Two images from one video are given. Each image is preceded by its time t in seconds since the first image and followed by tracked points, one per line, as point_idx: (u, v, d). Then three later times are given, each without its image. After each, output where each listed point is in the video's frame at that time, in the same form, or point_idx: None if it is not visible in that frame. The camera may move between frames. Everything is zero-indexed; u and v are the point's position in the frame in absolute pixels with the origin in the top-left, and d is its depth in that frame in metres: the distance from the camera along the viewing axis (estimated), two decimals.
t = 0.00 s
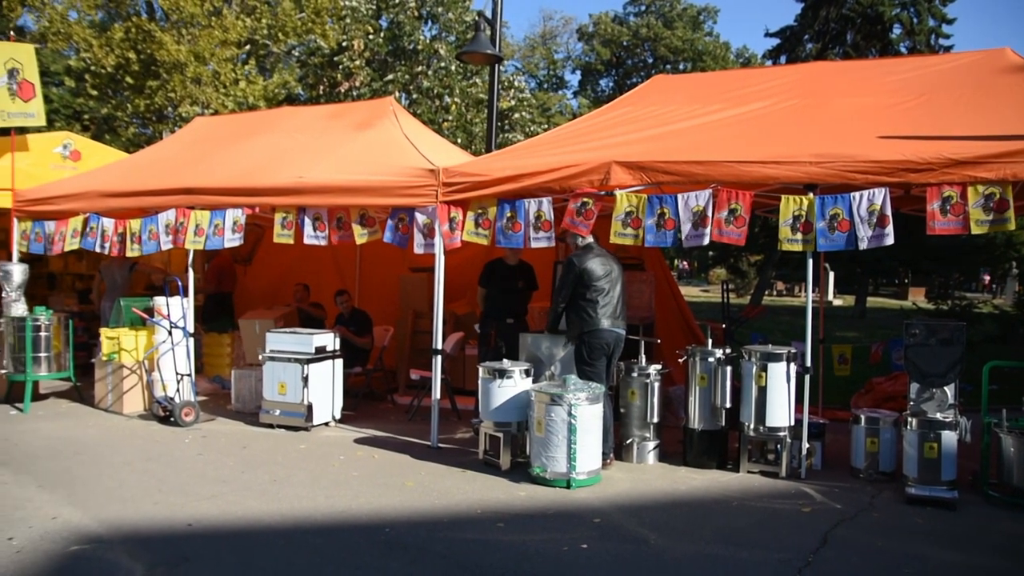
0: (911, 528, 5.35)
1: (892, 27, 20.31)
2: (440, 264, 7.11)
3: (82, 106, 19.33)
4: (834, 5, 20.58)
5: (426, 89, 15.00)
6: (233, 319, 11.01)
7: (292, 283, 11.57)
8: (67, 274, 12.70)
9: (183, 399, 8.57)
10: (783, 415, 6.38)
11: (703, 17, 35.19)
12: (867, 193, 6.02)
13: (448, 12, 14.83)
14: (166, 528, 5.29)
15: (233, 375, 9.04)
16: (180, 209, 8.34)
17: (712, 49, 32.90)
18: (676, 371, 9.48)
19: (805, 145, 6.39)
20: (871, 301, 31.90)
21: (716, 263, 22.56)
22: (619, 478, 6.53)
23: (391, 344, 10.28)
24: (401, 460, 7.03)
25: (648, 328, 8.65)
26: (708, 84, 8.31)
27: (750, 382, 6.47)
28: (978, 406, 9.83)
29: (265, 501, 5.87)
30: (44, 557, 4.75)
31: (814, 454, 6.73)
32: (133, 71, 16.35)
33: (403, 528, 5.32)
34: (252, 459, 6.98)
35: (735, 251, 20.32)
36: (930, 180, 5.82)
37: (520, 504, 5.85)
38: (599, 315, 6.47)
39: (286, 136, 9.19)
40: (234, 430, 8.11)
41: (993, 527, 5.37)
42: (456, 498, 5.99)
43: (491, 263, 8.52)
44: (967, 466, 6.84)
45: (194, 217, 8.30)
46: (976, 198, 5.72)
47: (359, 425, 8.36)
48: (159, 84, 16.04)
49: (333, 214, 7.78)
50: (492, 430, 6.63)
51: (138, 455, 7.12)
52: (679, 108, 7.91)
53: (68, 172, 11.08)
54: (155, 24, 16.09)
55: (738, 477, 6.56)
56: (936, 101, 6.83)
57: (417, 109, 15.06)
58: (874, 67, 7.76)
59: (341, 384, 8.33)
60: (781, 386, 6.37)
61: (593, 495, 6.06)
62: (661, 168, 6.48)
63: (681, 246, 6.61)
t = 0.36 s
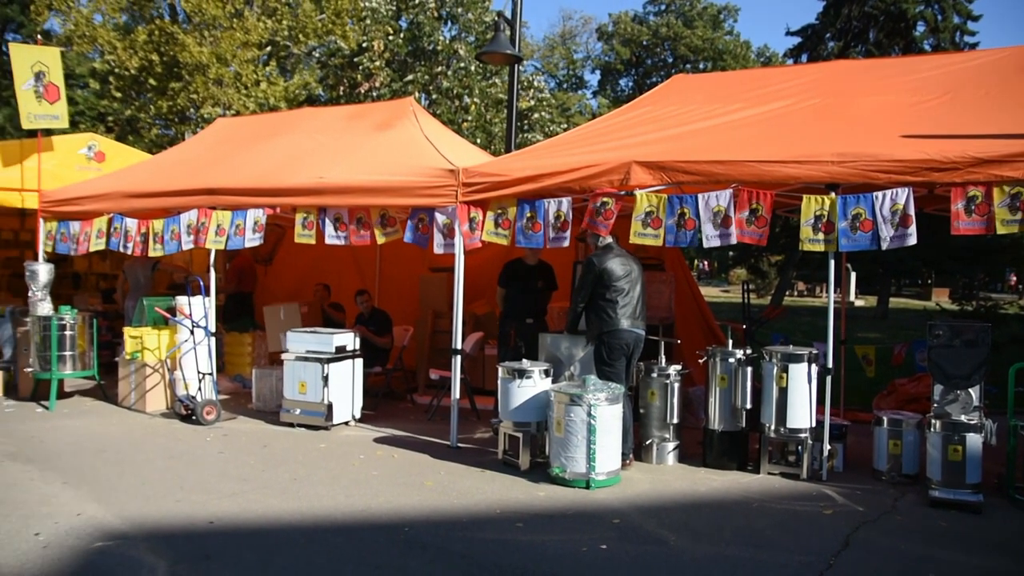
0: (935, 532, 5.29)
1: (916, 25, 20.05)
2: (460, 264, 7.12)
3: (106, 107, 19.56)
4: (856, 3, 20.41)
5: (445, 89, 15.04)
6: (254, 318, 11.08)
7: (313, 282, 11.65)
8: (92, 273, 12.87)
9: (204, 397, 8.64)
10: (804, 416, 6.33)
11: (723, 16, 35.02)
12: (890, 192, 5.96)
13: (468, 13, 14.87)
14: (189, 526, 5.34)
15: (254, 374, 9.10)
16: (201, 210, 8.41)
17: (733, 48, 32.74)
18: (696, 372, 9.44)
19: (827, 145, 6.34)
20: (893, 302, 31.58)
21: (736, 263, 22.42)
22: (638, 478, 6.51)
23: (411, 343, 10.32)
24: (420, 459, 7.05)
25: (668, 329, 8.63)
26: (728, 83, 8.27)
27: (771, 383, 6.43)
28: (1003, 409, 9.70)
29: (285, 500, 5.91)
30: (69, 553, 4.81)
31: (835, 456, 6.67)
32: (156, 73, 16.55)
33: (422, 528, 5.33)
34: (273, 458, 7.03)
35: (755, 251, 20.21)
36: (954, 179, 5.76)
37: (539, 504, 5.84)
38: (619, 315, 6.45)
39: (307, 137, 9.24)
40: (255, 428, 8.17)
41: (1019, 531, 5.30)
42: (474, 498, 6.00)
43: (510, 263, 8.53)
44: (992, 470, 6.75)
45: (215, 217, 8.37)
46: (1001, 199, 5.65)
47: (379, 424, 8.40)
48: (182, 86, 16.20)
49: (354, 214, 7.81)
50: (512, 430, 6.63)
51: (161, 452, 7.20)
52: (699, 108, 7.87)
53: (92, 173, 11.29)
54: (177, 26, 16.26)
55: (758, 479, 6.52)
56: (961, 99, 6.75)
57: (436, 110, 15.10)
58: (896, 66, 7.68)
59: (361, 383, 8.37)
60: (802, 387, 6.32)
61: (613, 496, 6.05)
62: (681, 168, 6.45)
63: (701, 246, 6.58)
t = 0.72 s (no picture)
0: (959, 535, 5.23)
1: (942, 22, 19.79)
2: (480, 264, 7.12)
3: (130, 109, 19.78)
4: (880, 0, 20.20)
5: (465, 90, 15.07)
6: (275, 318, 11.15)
7: (334, 283, 11.71)
8: (116, 273, 13.01)
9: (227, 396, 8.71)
10: (826, 417, 6.27)
11: (744, 15, 34.81)
12: (914, 192, 5.89)
13: (488, 13, 14.85)
14: (211, 523, 5.39)
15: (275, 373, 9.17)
16: (224, 210, 8.48)
17: (754, 47, 32.57)
18: (717, 373, 9.38)
19: (851, 144, 6.28)
20: (916, 303, 31.24)
21: (757, 263, 22.28)
22: (659, 479, 6.48)
23: (432, 343, 10.34)
24: (440, 459, 7.06)
25: (689, 329, 8.60)
26: (749, 83, 8.22)
27: (792, 384, 6.38)
28: None
29: (306, 498, 5.94)
30: (94, 549, 4.86)
31: (858, 458, 6.61)
32: (179, 75, 16.70)
33: (442, 527, 5.34)
34: (294, 457, 7.07)
35: (777, 251, 20.07)
36: (980, 178, 5.68)
37: (559, 505, 5.84)
38: (639, 315, 6.43)
39: (327, 138, 9.29)
40: (276, 427, 8.23)
41: None
42: (495, 498, 6.00)
43: (530, 263, 8.53)
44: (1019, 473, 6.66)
45: (238, 217, 8.45)
46: None
47: (399, 423, 8.43)
48: (204, 88, 16.34)
49: (374, 214, 7.84)
50: (532, 430, 6.63)
51: (184, 451, 7.27)
52: (720, 107, 7.83)
53: (118, 174, 11.43)
54: (200, 29, 16.41)
55: (780, 480, 6.47)
56: (987, 97, 6.66)
57: (457, 110, 15.13)
58: (921, 64, 7.59)
59: (381, 383, 8.41)
60: (824, 389, 6.27)
61: (633, 497, 6.03)
62: (702, 168, 6.42)
63: (723, 245, 6.53)
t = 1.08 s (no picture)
0: (985, 540, 5.16)
1: (967, 19, 19.45)
2: (501, 264, 7.13)
3: (154, 111, 19.99)
4: None
5: (486, 91, 15.11)
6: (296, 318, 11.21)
7: (355, 283, 11.77)
8: (140, 273, 13.15)
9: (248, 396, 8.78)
10: (849, 419, 6.22)
11: (765, 14, 34.60)
12: (939, 192, 5.82)
13: (508, 13, 14.88)
14: (233, 521, 5.43)
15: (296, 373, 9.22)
16: (246, 211, 8.55)
17: (776, 46, 32.38)
18: (738, 374, 9.32)
19: (874, 143, 6.22)
20: (940, 304, 30.89)
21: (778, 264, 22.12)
22: (679, 481, 6.45)
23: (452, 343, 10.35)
24: (460, 459, 7.08)
25: (710, 330, 8.56)
26: (771, 82, 8.16)
27: (815, 386, 6.32)
28: None
29: (327, 497, 5.98)
30: (119, 545, 4.92)
31: (881, 461, 6.54)
32: (202, 77, 16.85)
33: (462, 527, 5.35)
34: (316, 456, 7.11)
35: (798, 251, 19.93)
36: (1007, 177, 5.60)
37: (579, 505, 5.83)
38: (660, 316, 6.40)
39: (348, 139, 9.34)
40: (297, 426, 8.29)
41: None
42: (514, 498, 6.00)
43: (551, 263, 8.52)
44: None
45: (259, 218, 8.51)
46: None
47: (419, 423, 8.46)
48: (226, 89, 16.48)
49: (395, 214, 7.87)
50: (552, 430, 6.62)
51: (206, 449, 7.33)
52: (741, 107, 7.78)
53: (141, 175, 11.55)
54: (222, 31, 16.56)
55: (802, 483, 6.42)
56: (1013, 95, 6.57)
57: (477, 111, 15.16)
58: (946, 62, 7.50)
59: (402, 383, 8.44)
60: (847, 391, 6.21)
61: (653, 498, 6.01)
62: (724, 168, 6.39)
63: (744, 246, 6.50)
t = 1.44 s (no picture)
0: (1015, 545, 5.08)
1: (998, 16, 19.12)
2: (524, 265, 7.12)
3: (181, 113, 20.22)
4: None
5: (509, 91, 15.12)
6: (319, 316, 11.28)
7: (379, 283, 11.83)
8: (166, 273, 13.29)
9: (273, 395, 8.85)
10: (875, 421, 6.14)
11: (790, 12, 34.35)
12: (969, 191, 5.73)
13: (531, 14, 14.99)
14: (258, 520, 5.47)
15: (320, 372, 9.28)
16: (270, 211, 8.62)
17: (801, 45, 32.15)
18: (762, 375, 9.25)
19: (902, 142, 6.15)
20: (967, 305, 30.47)
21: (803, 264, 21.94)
22: (703, 482, 6.41)
23: (475, 343, 10.36)
24: (482, 458, 7.09)
25: (734, 331, 8.52)
26: (796, 81, 8.09)
27: (840, 388, 6.25)
28: None
29: (350, 496, 6.01)
30: (146, 542, 4.98)
31: (908, 464, 6.47)
32: (227, 78, 17.02)
33: (484, 527, 5.36)
34: (339, 455, 7.16)
35: (824, 252, 19.75)
36: None
37: (602, 506, 5.81)
38: (684, 317, 6.37)
39: (372, 139, 9.39)
40: (321, 425, 8.34)
41: None
42: (537, 499, 5.99)
43: (574, 264, 8.52)
44: None
45: (284, 219, 8.57)
46: None
47: (441, 423, 8.48)
48: (251, 91, 16.63)
49: (419, 215, 7.89)
50: (575, 431, 6.61)
51: (231, 448, 7.39)
52: (766, 106, 7.72)
53: (168, 176, 11.68)
54: (247, 33, 16.72)
55: (826, 485, 6.36)
56: None
57: (500, 111, 15.18)
58: (976, 59, 7.39)
59: (425, 383, 8.47)
60: (873, 392, 6.13)
61: (676, 499, 5.97)
62: (748, 167, 6.35)
63: (770, 246, 6.45)
